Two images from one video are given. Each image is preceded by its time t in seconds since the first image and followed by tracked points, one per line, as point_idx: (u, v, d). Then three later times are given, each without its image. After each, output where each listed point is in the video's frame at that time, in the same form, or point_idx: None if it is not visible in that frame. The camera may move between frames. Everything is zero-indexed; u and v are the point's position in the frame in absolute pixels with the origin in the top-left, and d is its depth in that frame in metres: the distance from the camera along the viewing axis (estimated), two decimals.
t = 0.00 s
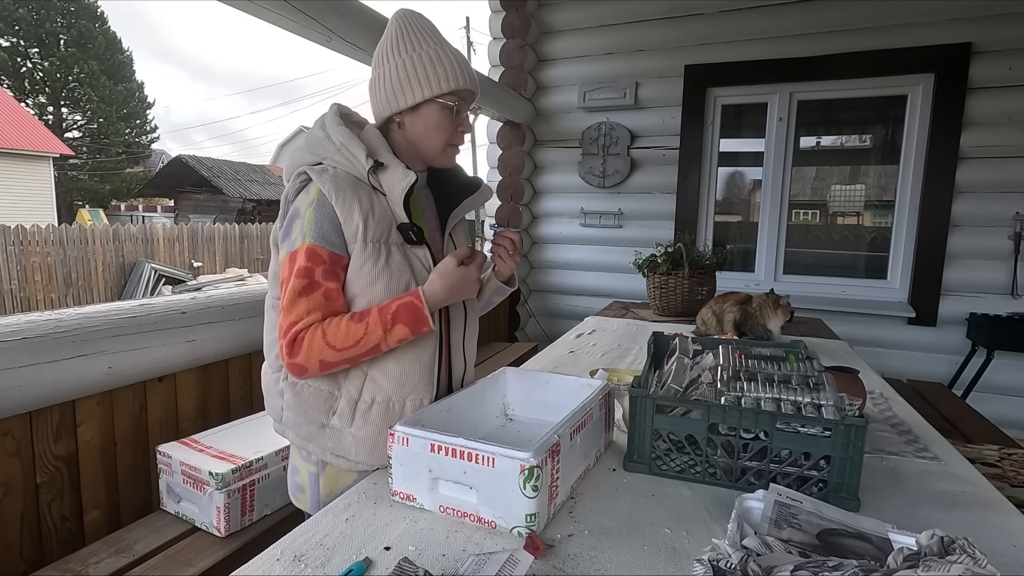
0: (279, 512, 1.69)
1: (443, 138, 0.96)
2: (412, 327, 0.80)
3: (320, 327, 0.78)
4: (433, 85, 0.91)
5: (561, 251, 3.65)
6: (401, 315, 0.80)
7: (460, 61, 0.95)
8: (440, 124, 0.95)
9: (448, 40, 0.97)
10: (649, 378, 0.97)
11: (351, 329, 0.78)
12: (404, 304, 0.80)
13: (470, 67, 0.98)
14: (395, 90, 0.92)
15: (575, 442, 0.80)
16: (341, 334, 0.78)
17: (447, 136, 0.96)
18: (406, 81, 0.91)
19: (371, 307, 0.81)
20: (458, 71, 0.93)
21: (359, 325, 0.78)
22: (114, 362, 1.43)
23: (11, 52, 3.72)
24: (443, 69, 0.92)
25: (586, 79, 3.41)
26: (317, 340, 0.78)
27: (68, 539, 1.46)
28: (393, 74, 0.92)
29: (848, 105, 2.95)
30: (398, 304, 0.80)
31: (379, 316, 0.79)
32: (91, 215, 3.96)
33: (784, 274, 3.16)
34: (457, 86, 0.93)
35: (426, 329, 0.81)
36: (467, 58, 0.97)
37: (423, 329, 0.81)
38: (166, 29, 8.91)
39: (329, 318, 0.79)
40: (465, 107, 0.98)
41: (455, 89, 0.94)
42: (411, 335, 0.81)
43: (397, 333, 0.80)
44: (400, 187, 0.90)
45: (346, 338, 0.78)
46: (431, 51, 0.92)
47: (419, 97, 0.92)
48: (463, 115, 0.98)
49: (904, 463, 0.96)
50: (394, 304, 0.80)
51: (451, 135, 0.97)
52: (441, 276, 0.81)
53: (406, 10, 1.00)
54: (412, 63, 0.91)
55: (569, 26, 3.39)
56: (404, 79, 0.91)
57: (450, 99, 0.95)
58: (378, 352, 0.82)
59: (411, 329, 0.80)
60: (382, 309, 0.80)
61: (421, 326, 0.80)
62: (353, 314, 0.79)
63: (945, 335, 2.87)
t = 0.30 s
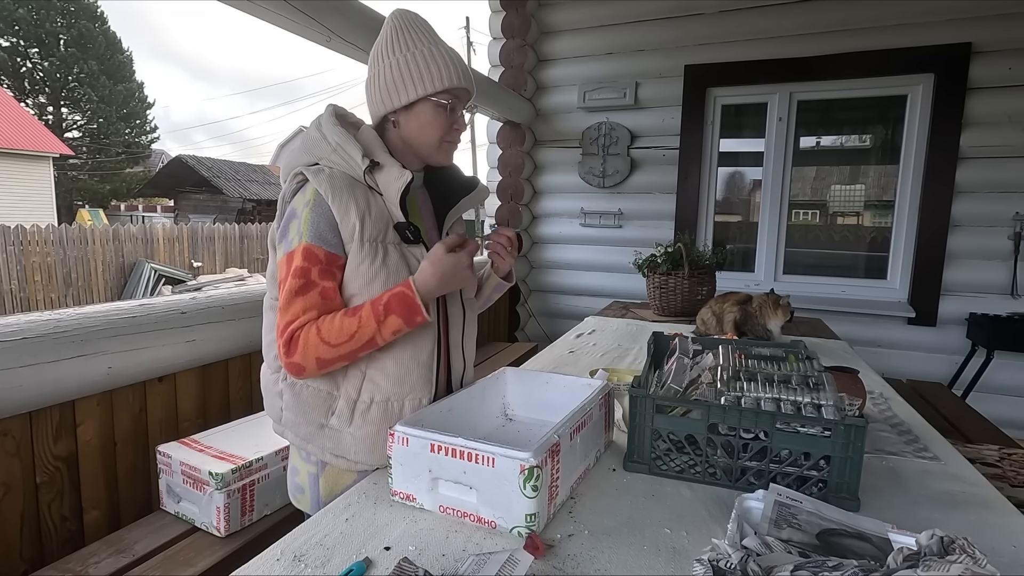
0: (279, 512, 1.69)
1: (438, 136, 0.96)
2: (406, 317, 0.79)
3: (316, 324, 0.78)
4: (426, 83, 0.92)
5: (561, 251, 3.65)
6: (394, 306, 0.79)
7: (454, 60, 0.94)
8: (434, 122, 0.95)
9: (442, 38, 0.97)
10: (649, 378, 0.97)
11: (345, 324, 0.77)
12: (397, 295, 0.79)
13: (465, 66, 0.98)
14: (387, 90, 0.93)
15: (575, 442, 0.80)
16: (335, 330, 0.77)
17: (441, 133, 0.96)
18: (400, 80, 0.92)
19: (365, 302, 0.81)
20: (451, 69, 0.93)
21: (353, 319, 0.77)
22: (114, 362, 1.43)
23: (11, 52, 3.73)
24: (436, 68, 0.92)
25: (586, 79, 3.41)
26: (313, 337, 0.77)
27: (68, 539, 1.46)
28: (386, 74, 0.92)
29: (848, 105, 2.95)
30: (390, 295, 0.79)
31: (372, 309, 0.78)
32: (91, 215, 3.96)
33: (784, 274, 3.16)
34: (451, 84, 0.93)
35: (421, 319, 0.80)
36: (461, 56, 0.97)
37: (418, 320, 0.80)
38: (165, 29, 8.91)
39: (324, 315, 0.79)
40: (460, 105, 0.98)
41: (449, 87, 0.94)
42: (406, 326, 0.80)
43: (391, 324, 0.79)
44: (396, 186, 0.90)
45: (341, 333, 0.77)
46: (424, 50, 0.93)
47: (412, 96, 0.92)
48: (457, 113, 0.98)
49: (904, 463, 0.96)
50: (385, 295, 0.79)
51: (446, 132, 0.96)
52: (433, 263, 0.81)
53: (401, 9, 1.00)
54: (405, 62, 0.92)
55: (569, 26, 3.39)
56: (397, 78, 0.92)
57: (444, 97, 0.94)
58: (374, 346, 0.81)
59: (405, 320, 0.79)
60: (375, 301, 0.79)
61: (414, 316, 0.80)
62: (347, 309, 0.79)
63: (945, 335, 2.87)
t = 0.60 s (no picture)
0: (279, 512, 1.69)
1: (423, 130, 0.95)
2: (410, 317, 0.79)
3: (319, 323, 0.78)
4: (404, 79, 0.92)
5: (561, 251, 3.65)
6: (397, 307, 0.79)
7: (435, 53, 0.93)
8: (417, 115, 0.94)
9: (435, 32, 0.97)
10: (649, 378, 0.97)
11: (350, 323, 0.77)
12: (401, 295, 0.79)
13: (455, 58, 0.96)
14: (374, 91, 0.97)
15: (575, 442, 0.80)
16: (340, 329, 0.77)
17: (426, 127, 0.94)
18: (383, 78, 0.94)
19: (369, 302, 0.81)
20: (431, 61, 0.92)
21: (356, 318, 0.77)
22: (114, 362, 1.43)
23: (11, 52, 3.73)
24: (415, 61, 0.92)
25: (586, 79, 3.41)
26: (317, 336, 0.77)
27: (67, 539, 1.46)
28: (373, 75, 0.95)
29: (848, 105, 2.95)
30: (394, 295, 0.79)
31: (376, 309, 0.78)
32: (91, 215, 3.96)
33: (784, 274, 3.16)
34: (431, 76, 0.92)
35: (423, 319, 0.80)
36: (451, 48, 0.96)
37: (421, 319, 0.80)
38: (165, 29, 8.91)
39: (328, 314, 0.79)
40: (450, 99, 0.96)
41: (430, 80, 0.93)
42: (410, 326, 0.80)
43: (395, 325, 0.79)
44: (400, 187, 0.90)
45: (345, 332, 0.77)
46: (408, 45, 0.93)
47: (392, 92, 0.94)
48: (446, 105, 0.95)
49: (904, 463, 0.96)
50: (389, 295, 0.79)
51: (431, 125, 0.94)
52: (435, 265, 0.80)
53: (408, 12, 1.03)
54: (388, 59, 0.93)
55: (569, 26, 3.39)
56: (381, 77, 0.94)
57: (426, 89, 0.93)
58: (378, 345, 0.81)
59: (408, 320, 0.79)
60: (378, 301, 0.79)
61: (418, 316, 0.79)
62: (351, 308, 0.79)
63: (945, 335, 2.88)
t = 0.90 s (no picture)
0: (279, 512, 1.69)
1: (414, 129, 0.95)
2: (413, 330, 0.80)
3: (321, 326, 0.78)
4: (396, 77, 0.95)
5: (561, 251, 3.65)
6: (402, 318, 0.79)
7: (425, 51, 0.93)
8: (408, 114, 0.95)
9: (439, 30, 0.97)
10: (649, 378, 0.97)
11: (352, 329, 0.78)
12: (407, 308, 0.79)
13: (450, 55, 0.95)
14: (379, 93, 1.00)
15: (575, 442, 0.80)
16: (342, 334, 0.78)
17: (416, 125, 0.95)
18: (381, 79, 0.97)
19: (372, 309, 0.81)
20: (419, 60, 0.93)
21: (360, 325, 0.78)
22: (114, 362, 1.43)
23: (11, 52, 3.73)
24: (406, 60, 0.93)
25: (586, 79, 3.41)
26: (318, 339, 0.77)
27: (67, 539, 1.46)
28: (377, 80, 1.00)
29: (848, 105, 2.95)
30: (400, 307, 0.79)
31: (380, 318, 0.79)
32: (91, 215, 3.95)
33: (784, 274, 3.16)
34: (419, 74, 0.93)
35: (426, 332, 0.80)
36: (449, 45, 0.95)
37: (424, 333, 0.80)
38: (164, 29, 8.91)
39: (330, 317, 0.79)
40: (442, 97, 0.95)
41: (419, 78, 0.94)
42: (412, 338, 0.80)
43: (397, 336, 0.80)
44: (405, 189, 0.90)
45: (347, 338, 0.78)
46: (404, 44, 0.95)
47: (387, 93, 0.97)
48: (438, 103, 0.94)
49: (905, 463, 0.96)
50: (395, 307, 0.80)
51: (422, 124, 0.95)
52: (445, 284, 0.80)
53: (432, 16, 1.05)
54: (387, 60, 0.97)
55: (569, 26, 3.39)
56: (380, 78, 0.98)
57: (416, 88, 0.94)
58: (378, 353, 0.81)
59: (411, 332, 0.80)
60: (383, 311, 0.80)
61: (421, 330, 0.80)
62: (354, 314, 0.79)
63: (945, 335, 2.87)
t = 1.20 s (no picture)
0: (279, 512, 1.69)
1: (420, 135, 0.95)
2: (419, 334, 0.80)
3: (328, 327, 0.78)
4: (406, 81, 0.95)
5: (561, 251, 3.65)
6: (409, 323, 0.79)
7: (439, 59, 0.93)
8: (416, 119, 0.96)
9: (456, 37, 0.96)
10: (649, 378, 0.97)
11: (359, 332, 0.78)
12: (413, 312, 0.79)
13: (463, 64, 0.94)
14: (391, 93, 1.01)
15: (575, 442, 0.80)
16: (348, 336, 0.78)
17: (422, 130, 0.95)
18: (394, 81, 0.98)
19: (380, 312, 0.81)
20: (430, 66, 0.93)
21: (367, 329, 0.78)
22: (114, 362, 1.43)
23: (11, 52, 3.73)
24: (418, 65, 0.94)
25: (586, 79, 3.41)
26: (324, 341, 0.77)
27: (67, 539, 1.46)
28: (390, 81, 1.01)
29: (848, 105, 2.95)
30: (407, 310, 0.80)
31: (387, 322, 0.79)
32: (91, 215, 3.95)
33: (784, 274, 3.16)
34: (429, 81, 0.93)
35: (433, 336, 0.81)
36: (463, 55, 0.94)
37: (431, 336, 0.81)
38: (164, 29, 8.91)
39: (337, 319, 0.79)
40: (451, 104, 0.95)
41: (429, 84, 0.94)
42: (418, 342, 0.81)
43: (403, 340, 0.80)
44: (413, 192, 0.90)
45: (353, 341, 0.78)
46: (419, 48, 0.95)
47: (397, 95, 0.97)
48: (445, 111, 0.95)
49: (905, 463, 0.96)
50: (403, 310, 0.80)
51: (428, 131, 0.95)
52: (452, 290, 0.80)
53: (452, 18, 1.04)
54: (401, 63, 0.97)
55: (569, 26, 3.39)
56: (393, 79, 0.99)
57: (426, 94, 0.94)
58: (383, 357, 0.82)
59: (417, 337, 0.80)
60: (390, 314, 0.80)
61: (427, 334, 0.80)
62: (362, 318, 0.79)
63: (944, 335, 2.88)
